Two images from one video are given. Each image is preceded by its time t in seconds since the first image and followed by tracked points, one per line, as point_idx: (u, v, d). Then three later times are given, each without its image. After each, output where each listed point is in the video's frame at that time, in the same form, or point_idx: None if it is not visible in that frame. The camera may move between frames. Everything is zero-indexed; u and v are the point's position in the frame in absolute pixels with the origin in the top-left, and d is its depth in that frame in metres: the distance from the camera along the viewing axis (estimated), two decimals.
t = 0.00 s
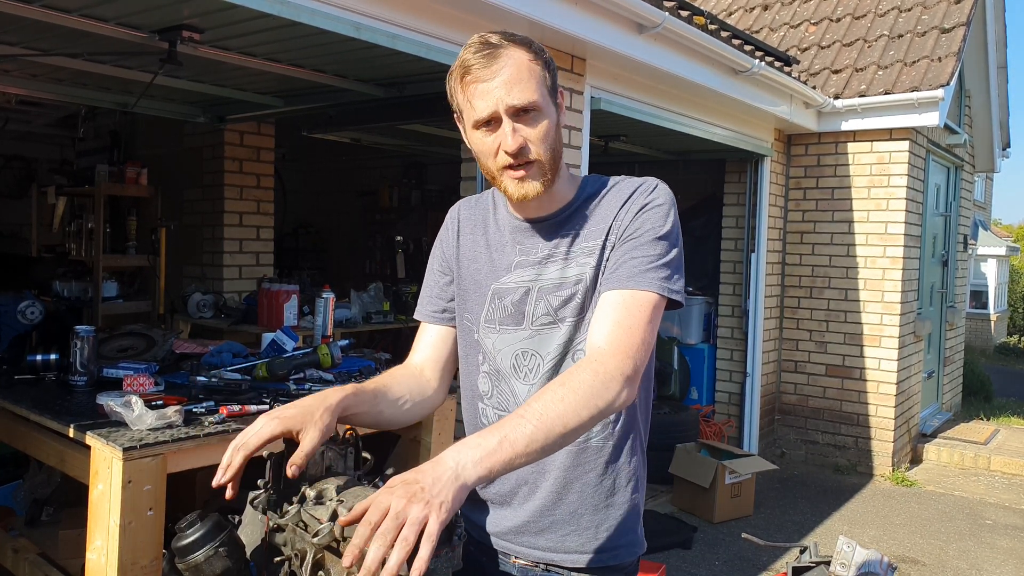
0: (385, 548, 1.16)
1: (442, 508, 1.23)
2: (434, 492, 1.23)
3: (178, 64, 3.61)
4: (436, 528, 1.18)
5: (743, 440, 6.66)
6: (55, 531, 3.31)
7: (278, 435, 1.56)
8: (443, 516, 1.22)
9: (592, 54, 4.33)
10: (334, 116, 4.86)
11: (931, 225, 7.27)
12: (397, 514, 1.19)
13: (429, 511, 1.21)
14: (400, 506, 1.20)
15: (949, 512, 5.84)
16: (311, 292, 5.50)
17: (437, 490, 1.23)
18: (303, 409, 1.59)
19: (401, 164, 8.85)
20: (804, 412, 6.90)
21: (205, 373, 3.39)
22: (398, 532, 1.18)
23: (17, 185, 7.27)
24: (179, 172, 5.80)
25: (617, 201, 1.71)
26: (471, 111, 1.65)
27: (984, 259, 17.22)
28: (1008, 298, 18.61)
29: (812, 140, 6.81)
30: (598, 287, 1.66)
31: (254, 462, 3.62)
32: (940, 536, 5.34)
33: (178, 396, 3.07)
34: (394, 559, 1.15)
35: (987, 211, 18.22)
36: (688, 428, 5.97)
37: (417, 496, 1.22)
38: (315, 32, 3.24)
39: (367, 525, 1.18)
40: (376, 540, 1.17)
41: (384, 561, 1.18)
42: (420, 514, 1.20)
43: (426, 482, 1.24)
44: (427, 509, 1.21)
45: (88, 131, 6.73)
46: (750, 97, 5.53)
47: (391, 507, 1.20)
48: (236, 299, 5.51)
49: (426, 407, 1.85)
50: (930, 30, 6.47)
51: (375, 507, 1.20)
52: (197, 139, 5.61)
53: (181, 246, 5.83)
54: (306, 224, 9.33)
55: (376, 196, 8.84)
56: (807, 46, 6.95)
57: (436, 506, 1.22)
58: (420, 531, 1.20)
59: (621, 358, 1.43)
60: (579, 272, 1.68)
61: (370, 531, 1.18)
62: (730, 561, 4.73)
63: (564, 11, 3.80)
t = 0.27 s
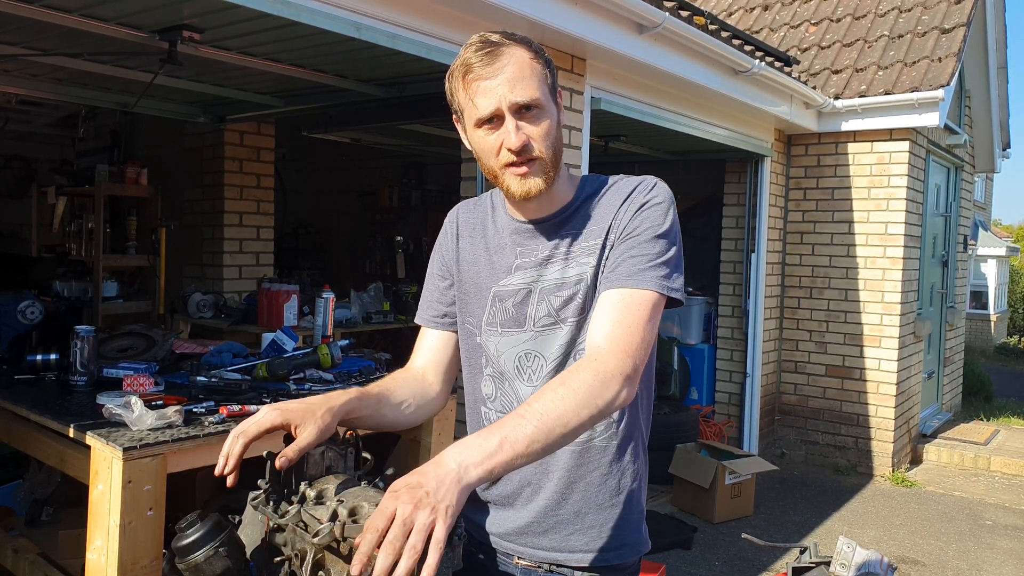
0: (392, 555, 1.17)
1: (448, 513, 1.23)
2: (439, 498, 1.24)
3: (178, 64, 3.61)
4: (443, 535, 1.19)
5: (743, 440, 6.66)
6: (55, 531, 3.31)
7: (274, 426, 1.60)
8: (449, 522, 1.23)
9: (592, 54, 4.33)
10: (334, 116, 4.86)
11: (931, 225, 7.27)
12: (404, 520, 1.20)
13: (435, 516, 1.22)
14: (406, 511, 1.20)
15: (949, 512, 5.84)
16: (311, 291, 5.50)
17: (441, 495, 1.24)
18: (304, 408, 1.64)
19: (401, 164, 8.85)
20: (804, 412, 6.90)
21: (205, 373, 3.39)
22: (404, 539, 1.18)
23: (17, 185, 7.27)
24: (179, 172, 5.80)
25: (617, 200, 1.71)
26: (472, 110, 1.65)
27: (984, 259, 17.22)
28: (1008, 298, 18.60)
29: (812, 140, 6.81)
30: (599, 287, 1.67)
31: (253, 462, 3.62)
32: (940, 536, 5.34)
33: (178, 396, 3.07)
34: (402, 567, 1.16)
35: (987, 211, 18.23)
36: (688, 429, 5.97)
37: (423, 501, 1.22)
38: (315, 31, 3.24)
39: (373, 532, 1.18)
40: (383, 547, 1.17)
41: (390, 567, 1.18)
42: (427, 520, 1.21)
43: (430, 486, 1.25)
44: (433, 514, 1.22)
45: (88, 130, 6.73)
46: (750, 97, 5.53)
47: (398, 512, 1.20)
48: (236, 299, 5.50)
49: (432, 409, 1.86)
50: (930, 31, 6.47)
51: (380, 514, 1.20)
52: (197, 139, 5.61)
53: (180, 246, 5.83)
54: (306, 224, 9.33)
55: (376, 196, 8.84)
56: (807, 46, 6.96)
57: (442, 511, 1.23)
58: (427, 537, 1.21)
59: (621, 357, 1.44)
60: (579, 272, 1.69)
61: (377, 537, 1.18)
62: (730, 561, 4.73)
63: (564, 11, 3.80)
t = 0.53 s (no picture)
0: (392, 557, 1.17)
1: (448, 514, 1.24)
2: (439, 499, 1.24)
3: (178, 64, 3.60)
4: (443, 540, 1.20)
5: (743, 440, 6.66)
6: (55, 531, 3.31)
7: (278, 428, 1.59)
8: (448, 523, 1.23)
9: (592, 54, 4.33)
10: (334, 116, 4.86)
11: (931, 225, 7.27)
12: (405, 521, 1.20)
13: (435, 520, 1.22)
14: (407, 513, 1.20)
15: (949, 512, 5.84)
16: (311, 291, 5.50)
17: (442, 497, 1.24)
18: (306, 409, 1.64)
19: (401, 164, 8.85)
20: (804, 412, 6.90)
21: (206, 373, 3.39)
22: (404, 542, 1.19)
23: (17, 185, 7.26)
24: (179, 172, 5.80)
25: (616, 199, 1.71)
26: (473, 108, 1.65)
27: (984, 259, 17.23)
28: (1008, 298, 18.60)
29: (812, 140, 6.80)
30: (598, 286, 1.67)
31: (254, 462, 3.62)
32: (940, 536, 5.34)
33: (178, 396, 3.07)
34: (402, 569, 1.17)
35: (987, 211, 18.23)
36: (688, 428, 5.97)
37: (424, 503, 1.22)
38: (315, 31, 3.24)
39: (373, 533, 1.19)
40: (383, 549, 1.17)
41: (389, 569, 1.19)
42: (427, 521, 1.21)
43: (430, 487, 1.24)
44: (434, 517, 1.22)
45: (88, 131, 6.73)
46: (750, 97, 5.53)
47: (397, 513, 1.20)
48: (236, 299, 5.51)
49: (434, 410, 1.86)
50: (930, 30, 6.47)
51: (380, 514, 1.20)
52: (197, 139, 5.61)
53: (180, 246, 5.83)
54: (307, 224, 9.33)
55: (376, 196, 8.84)
56: (807, 46, 6.96)
57: (442, 513, 1.23)
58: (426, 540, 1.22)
59: (621, 355, 1.44)
60: (578, 271, 1.69)
61: (376, 538, 1.19)
62: (730, 561, 4.73)
63: (564, 11, 3.80)
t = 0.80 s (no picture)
0: (391, 557, 1.17)
1: (447, 514, 1.24)
2: (439, 498, 1.24)
3: (178, 64, 3.60)
4: (442, 540, 1.20)
5: (743, 440, 6.67)
6: (55, 531, 3.31)
7: (277, 418, 1.63)
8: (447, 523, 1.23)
9: (592, 54, 4.33)
10: (333, 116, 4.86)
11: (931, 225, 7.27)
12: (405, 521, 1.20)
13: (435, 520, 1.22)
14: (407, 513, 1.20)
15: (949, 512, 5.84)
16: (311, 292, 5.50)
17: (441, 497, 1.24)
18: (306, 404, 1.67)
19: (401, 164, 8.85)
20: (804, 412, 6.90)
21: (206, 373, 3.40)
22: (404, 543, 1.19)
23: (17, 186, 7.26)
24: (179, 172, 5.80)
25: (615, 198, 1.71)
26: (461, 119, 1.65)
27: (984, 259, 17.24)
28: (1008, 298, 18.60)
29: (812, 140, 6.81)
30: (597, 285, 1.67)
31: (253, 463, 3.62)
32: (940, 536, 5.34)
33: (178, 396, 3.07)
34: (401, 568, 1.16)
35: (987, 211, 18.24)
36: (688, 429, 5.97)
37: (424, 503, 1.22)
38: (315, 32, 3.24)
39: (373, 532, 1.19)
40: (383, 548, 1.17)
41: (388, 569, 1.19)
42: (427, 521, 1.21)
43: (430, 487, 1.24)
44: (434, 517, 1.22)
45: (88, 131, 6.73)
46: (750, 97, 5.53)
47: (397, 513, 1.20)
48: (236, 300, 5.51)
49: (436, 409, 1.87)
50: (930, 31, 6.47)
51: (381, 514, 1.20)
52: (197, 139, 5.61)
53: (180, 246, 5.83)
54: (307, 224, 9.33)
55: (376, 197, 8.84)
56: (807, 46, 6.96)
57: (442, 513, 1.23)
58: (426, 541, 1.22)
59: (620, 355, 1.44)
60: (577, 270, 1.69)
61: (376, 538, 1.19)
62: (730, 561, 4.73)
63: (564, 11, 3.80)
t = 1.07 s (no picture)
0: (391, 557, 1.17)
1: (447, 515, 1.24)
2: (438, 499, 1.24)
3: (179, 64, 3.61)
4: (442, 541, 1.20)
5: (743, 441, 6.67)
6: (55, 531, 3.31)
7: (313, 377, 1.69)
8: (447, 524, 1.23)
9: (592, 54, 4.34)
10: (334, 116, 4.86)
11: (931, 226, 7.27)
12: (405, 522, 1.20)
13: (435, 520, 1.22)
14: (407, 513, 1.21)
15: (949, 512, 5.85)
16: (311, 291, 5.50)
17: (442, 497, 1.24)
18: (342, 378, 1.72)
19: (401, 164, 8.85)
20: (804, 412, 6.90)
21: (206, 373, 3.40)
22: (404, 543, 1.19)
23: (17, 185, 7.27)
24: (179, 172, 5.80)
25: (616, 200, 1.71)
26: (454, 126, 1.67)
27: (984, 259, 17.25)
28: (1008, 299, 18.62)
29: (812, 140, 6.81)
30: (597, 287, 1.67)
31: (254, 462, 3.62)
32: (940, 536, 5.35)
33: (178, 395, 3.08)
34: (401, 569, 1.17)
35: (987, 212, 18.25)
36: (688, 429, 5.97)
37: (424, 503, 1.23)
38: (316, 32, 3.24)
39: (373, 532, 1.19)
40: (382, 548, 1.18)
41: (389, 569, 1.19)
42: (428, 521, 1.21)
43: (431, 488, 1.25)
44: (434, 518, 1.22)
45: (88, 131, 6.73)
46: (751, 98, 5.53)
47: (397, 513, 1.21)
48: (236, 299, 5.51)
49: (437, 402, 1.85)
50: (930, 31, 6.48)
51: (381, 513, 1.21)
52: (198, 139, 5.62)
53: (181, 246, 5.83)
54: (307, 224, 9.33)
55: (377, 197, 8.85)
56: (807, 47, 6.96)
57: (442, 514, 1.23)
58: (426, 541, 1.22)
59: (620, 356, 1.44)
60: (577, 271, 1.69)
61: (376, 537, 1.19)
62: (730, 561, 4.74)
63: (565, 11, 3.80)
